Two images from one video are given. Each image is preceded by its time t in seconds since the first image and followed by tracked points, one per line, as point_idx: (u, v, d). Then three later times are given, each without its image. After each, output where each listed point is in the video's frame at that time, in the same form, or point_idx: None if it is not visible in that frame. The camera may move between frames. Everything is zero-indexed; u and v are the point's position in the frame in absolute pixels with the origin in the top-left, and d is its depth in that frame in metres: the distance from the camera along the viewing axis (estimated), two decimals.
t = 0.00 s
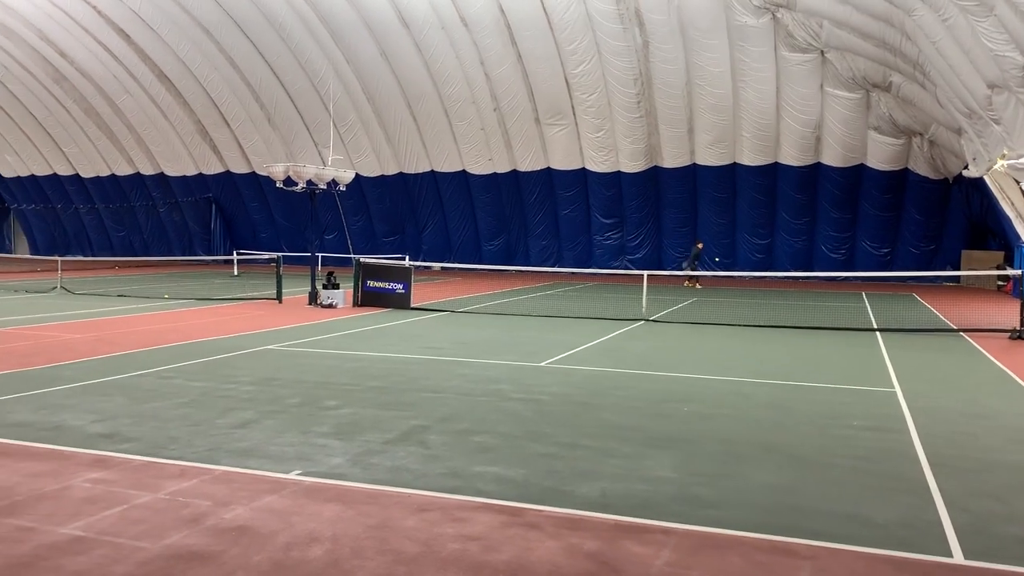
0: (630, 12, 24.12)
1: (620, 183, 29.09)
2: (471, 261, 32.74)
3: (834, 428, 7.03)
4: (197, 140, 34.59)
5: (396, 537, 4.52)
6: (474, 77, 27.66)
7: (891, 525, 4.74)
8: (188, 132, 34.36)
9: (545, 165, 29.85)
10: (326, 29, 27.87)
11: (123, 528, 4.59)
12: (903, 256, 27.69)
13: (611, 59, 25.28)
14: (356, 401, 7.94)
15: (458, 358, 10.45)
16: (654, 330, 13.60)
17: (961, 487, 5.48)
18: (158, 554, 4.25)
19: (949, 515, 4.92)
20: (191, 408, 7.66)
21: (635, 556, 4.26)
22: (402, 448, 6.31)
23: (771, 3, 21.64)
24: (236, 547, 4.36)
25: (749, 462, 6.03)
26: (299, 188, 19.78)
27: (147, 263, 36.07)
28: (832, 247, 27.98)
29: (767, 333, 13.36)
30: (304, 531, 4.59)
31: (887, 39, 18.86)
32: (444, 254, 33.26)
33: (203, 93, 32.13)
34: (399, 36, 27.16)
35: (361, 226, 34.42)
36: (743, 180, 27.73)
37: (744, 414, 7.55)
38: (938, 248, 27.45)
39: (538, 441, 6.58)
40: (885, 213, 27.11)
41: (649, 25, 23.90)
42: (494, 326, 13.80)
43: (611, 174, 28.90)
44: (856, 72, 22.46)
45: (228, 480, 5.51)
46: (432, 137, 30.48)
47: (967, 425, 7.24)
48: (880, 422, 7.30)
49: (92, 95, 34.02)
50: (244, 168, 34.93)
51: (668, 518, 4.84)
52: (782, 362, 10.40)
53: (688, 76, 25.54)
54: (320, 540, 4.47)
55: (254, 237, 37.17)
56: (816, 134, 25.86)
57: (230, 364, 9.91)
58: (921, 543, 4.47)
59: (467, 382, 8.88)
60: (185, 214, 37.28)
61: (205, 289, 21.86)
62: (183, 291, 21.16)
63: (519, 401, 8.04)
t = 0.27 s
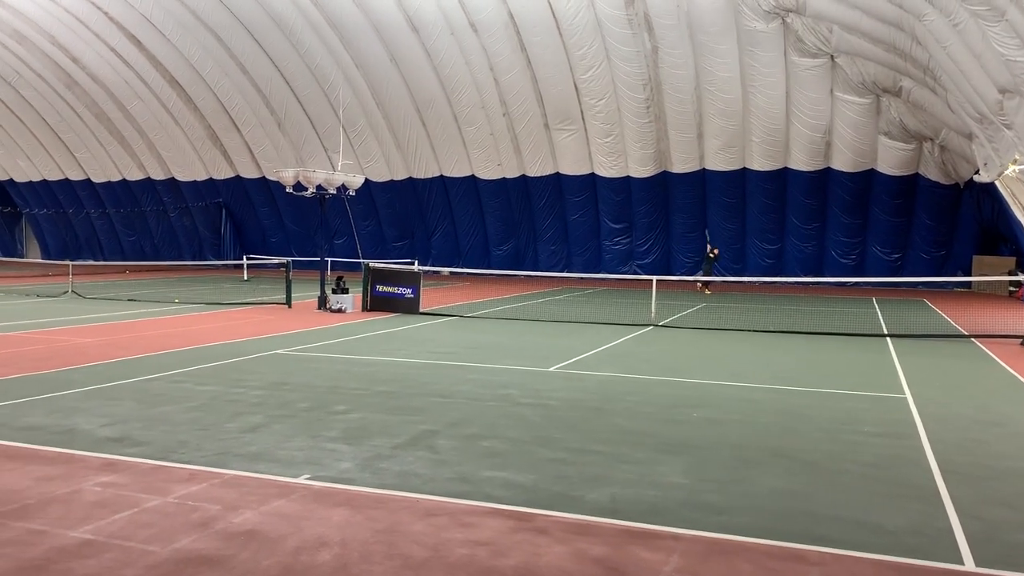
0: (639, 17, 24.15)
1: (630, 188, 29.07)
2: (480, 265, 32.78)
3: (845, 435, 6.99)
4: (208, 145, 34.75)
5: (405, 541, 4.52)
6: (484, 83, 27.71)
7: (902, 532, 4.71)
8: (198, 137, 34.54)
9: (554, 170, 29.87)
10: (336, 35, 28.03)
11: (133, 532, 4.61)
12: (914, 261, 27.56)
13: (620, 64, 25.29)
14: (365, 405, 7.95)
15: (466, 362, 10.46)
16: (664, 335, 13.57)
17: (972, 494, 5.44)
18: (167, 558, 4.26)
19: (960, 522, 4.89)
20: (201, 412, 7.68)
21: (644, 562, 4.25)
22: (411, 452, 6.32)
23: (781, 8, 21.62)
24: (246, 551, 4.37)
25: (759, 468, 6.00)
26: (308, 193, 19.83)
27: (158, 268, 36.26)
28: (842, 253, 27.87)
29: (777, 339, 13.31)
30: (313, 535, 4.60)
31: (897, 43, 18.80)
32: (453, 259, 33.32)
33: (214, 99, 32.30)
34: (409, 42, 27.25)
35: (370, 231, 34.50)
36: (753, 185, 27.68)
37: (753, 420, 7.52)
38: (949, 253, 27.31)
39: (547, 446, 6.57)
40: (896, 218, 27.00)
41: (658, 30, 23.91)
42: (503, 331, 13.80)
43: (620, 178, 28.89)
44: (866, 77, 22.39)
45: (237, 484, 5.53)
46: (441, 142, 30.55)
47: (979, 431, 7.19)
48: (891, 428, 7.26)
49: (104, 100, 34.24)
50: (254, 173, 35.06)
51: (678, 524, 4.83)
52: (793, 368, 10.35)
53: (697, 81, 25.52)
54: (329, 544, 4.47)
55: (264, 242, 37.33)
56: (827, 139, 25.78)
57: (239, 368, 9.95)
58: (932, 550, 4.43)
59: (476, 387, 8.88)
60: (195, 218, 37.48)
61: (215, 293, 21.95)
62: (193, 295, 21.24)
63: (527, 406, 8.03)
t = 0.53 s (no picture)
0: (648, 20, 24.16)
1: (639, 191, 29.04)
2: (489, 268, 32.80)
3: (856, 438, 6.97)
4: (219, 148, 34.92)
5: (415, 544, 4.53)
6: (493, 87, 27.77)
7: (913, 536, 4.69)
8: (210, 141, 34.72)
9: (563, 173, 29.87)
10: (347, 39, 28.16)
11: (145, 534, 4.64)
12: (925, 264, 27.41)
13: (630, 67, 25.28)
14: (375, 408, 7.97)
15: (476, 365, 10.47)
16: (674, 338, 13.55)
17: (984, 498, 5.41)
18: (178, 560, 4.29)
19: (972, 526, 4.86)
20: (212, 414, 7.72)
21: (654, 566, 4.25)
22: (421, 455, 6.33)
23: (790, 10, 21.60)
24: (257, 553, 4.39)
25: (769, 472, 5.99)
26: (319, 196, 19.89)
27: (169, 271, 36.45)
28: (853, 255, 27.73)
29: (787, 342, 13.26)
30: (323, 538, 4.62)
31: (908, 45, 18.75)
32: (462, 262, 33.35)
33: (225, 103, 32.47)
34: (418, 45, 27.33)
35: (380, 234, 34.58)
36: (763, 188, 27.62)
37: (764, 424, 7.50)
38: (960, 256, 27.16)
39: (556, 449, 6.58)
40: (907, 221, 26.86)
41: (668, 32, 23.92)
42: (513, 334, 13.81)
43: (629, 181, 28.86)
44: (877, 79, 22.31)
45: (248, 486, 5.56)
46: (451, 145, 30.62)
47: (991, 435, 7.15)
48: (902, 431, 7.23)
49: (116, 104, 34.48)
50: (265, 177, 35.21)
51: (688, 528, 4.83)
52: (803, 371, 10.32)
53: (707, 84, 25.49)
54: (340, 547, 4.49)
55: (275, 245, 37.49)
56: (837, 142, 25.70)
57: (250, 371, 9.99)
58: (944, 555, 4.41)
59: (486, 390, 8.89)
60: (206, 222, 37.69)
61: (226, 296, 22.05)
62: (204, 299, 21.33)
63: (537, 409, 8.04)
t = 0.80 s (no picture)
0: (663, 20, 24.12)
1: (654, 192, 28.96)
2: (503, 269, 32.81)
3: (872, 440, 6.93)
4: (235, 150, 35.12)
5: (430, 545, 4.54)
6: (508, 88, 27.79)
7: (931, 539, 4.66)
8: (226, 143, 34.95)
9: (577, 174, 29.84)
10: (362, 41, 28.27)
11: (163, 533, 4.68)
12: (943, 265, 27.17)
13: (644, 67, 25.24)
14: (391, 409, 8.00)
15: (490, 366, 10.49)
16: (688, 339, 13.51)
17: (1002, 500, 5.37)
18: (196, 559, 4.32)
19: (991, 529, 4.82)
20: (228, 415, 7.77)
21: (669, 567, 4.24)
22: (436, 456, 6.35)
23: (806, 10, 21.50)
24: (274, 552, 4.42)
25: (785, 474, 5.97)
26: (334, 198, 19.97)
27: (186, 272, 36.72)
28: (869, 256, 27.53)
29: (802, 343, 13.20)
30: (339, 538, 4.64)
31: (925, 45, 18.63)
32: (477, 263, 33.38)
33: (241, 105, 32.68)
34: (433, 47, 27.40)
35: (394, 235, 34.66)
36: (779, 188, 27.50)
37: (779, 425, 7.47)
38: (978, 257, 26.90)
39: (571, 450, 6.58)
40: (924, 221, 26.64)
41: (683, 33, 23.88)
42: (527, 335, 13.81)
43: (644, 182, 28.80)
44: (893, 79, 22.16)
45: (265, 486, 5.59)
46: (465, 147, 30.66)
47: (1008, 437, 7.09)
48: (919, 433, 7.18)
49: (133, 106, 34.76)
50: (281, 178, 35.40)
51: (703, 530, 4.81)
52: (819, 373, 10.26)
53: (722, 84, 25.41)
54: (356, 547, 4.51)
55: (290, 247, 37.69)
56: (853, 142, 25.54)
57: (266, 371, 10.05)
58: (961, 558, 4.38)
59: (500, 391, 8.90)
60: (223, 223, 37.94)
61: (243, 297, 22.19)
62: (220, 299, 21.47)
63: (552, 410, 8.04)
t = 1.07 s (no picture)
0: (685, 17, 23.99)
1: (676, 189, 28.82)
2: (523, 267, 32.81)
3: (897, 440, 6.85)
4: (258, 149, 35.39)
5: (451, 542, 4.56)
6: (529, 86, 27.77)
7: (957, 540, 4.61)
8: (249, 142, 35.21)
9: (598, 171, 29.76)
10: (384, 40, 28.37)
11: (188, 529, 4.73)
12: (969, 263, 26.80)
13: (666, 64, 25.11)
14: (412, 406, 8.03)
15: (510, 364, 10.50)
16: (710, 338, 13.44)
17: None
18: (220, 555, 4.36)
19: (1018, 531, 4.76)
20: (252, 411, 7.84)
21: (691, 566, 4.23)
22: (456, 453, 6.36)
23: (830, 6, 21.29)
24: (296, 549, 4.45)
25: (807, 473, 5.92)
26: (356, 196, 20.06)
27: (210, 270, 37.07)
28: (894, 254, 27.20)
29: (825, 341, 13.08)
30: (361, 535, 4.67)
31: (952, 40, 18.39)
32: (498, 261, 33.40)
33: (264, 104, 32.90)
34: (454, 45, 27.44)
35: (416, 233, 34.77)
36: (802, 186, 27.26)
37: (801, 424, 7.41)
38: (1006, 255, 26.49)
39: (592, 448, 6.57)
40: (951, 219, 26.29)
41: (705, 29, 23.73)
42: (548, 333, 13.80)
43: (666, 179, 28.66)
44: (919, 75, 21.87)
45: (287, 483, 5.63)
46: (486, 145, 30.68)
47: None
48: (945, 434, 7.10)
49: (158, 105, 35.11)
50: (303, 176, 35.63)
51: (725, 529, 4.79)
52: (842, 372, 10.17)
53: (744, 81, 25.22)
54: (377, 543, 4.53)
55: (312, 244, 37.93)
56: (878, 138, 25.26)
57: (289, 368, 10.12)
58: (988, 560, 4.33)
59: (521, 389, 8.90)
60: (246, 221, 38.24)
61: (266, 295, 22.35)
62: (243, 297, 21.64)
63: (572, 408, 8.03)
